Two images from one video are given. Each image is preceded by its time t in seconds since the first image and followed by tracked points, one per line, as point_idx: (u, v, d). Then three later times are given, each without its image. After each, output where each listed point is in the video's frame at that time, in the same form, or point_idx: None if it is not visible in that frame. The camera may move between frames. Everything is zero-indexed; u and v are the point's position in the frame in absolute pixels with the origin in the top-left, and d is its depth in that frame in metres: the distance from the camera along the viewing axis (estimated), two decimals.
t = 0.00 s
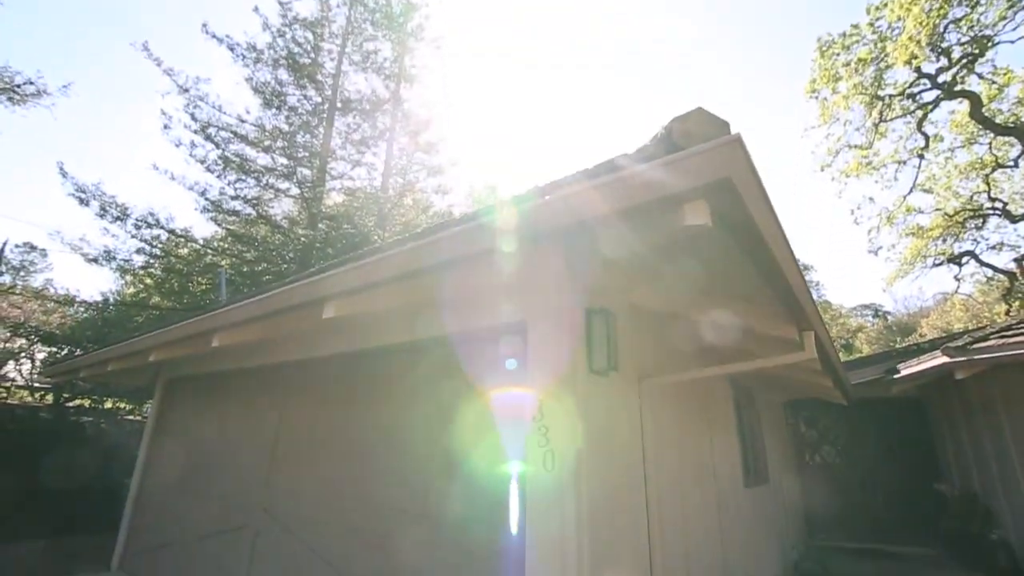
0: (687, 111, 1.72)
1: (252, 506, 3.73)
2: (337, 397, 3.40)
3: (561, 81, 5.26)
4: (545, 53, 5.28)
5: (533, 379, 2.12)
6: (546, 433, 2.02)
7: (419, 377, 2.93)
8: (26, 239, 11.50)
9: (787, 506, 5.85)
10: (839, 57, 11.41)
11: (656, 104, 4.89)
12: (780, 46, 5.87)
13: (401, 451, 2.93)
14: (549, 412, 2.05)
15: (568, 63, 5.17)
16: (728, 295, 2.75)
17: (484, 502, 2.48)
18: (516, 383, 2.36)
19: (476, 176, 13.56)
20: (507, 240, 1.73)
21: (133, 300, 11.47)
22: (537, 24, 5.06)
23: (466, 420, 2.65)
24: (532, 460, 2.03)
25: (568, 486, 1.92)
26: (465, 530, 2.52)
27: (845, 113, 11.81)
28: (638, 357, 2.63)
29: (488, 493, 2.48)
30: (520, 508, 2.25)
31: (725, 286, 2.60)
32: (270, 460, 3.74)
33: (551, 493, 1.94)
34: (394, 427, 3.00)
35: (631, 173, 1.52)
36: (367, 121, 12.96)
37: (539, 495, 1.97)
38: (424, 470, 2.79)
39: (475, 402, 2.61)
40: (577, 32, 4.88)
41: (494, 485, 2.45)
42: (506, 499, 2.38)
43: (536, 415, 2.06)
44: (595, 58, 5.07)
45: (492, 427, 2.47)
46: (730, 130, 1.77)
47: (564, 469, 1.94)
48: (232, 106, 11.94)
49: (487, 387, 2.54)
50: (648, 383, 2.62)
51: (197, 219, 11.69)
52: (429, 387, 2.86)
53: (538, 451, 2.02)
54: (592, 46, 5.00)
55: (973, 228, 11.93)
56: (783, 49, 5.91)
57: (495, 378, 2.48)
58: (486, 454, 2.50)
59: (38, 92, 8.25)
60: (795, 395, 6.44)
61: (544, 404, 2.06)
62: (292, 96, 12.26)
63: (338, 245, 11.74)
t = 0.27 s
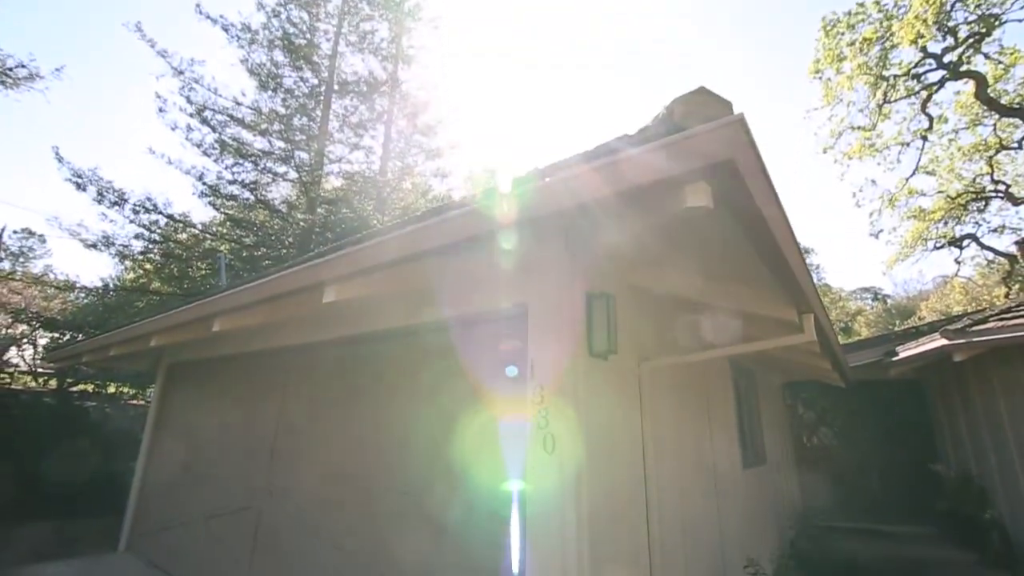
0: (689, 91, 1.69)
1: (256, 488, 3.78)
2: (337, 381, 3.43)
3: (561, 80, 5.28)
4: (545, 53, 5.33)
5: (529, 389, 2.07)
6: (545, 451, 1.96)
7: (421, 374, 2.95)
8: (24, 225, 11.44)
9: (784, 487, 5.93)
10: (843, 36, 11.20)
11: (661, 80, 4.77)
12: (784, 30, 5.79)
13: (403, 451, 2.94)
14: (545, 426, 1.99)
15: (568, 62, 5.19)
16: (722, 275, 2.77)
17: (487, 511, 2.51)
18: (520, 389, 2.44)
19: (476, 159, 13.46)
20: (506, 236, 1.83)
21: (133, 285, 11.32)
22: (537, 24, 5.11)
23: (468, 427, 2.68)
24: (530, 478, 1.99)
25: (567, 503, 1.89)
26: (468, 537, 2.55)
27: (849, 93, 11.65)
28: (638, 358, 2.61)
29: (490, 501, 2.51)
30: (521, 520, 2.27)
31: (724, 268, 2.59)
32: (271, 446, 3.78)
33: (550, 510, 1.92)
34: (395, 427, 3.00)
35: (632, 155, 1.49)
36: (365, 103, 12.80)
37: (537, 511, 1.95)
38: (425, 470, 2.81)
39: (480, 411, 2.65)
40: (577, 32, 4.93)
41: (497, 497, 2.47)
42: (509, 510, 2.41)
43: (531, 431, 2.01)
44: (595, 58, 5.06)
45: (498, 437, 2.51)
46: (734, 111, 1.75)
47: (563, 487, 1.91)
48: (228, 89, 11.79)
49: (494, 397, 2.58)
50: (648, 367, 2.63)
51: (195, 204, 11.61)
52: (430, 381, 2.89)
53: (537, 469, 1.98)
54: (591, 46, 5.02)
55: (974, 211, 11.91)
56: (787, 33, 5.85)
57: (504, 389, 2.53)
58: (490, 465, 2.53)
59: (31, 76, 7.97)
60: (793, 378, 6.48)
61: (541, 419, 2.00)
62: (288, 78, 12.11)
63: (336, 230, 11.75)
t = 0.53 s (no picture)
0: (693, 71, 1.67)
1: (261, 469, 3.82)
2: (339, 366, 3.44)
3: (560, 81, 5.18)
4: (545, 53, 5.27)
5: (529, 402, 2.06)
6: (547, 468, 1.96)
7: (421, 372, 2.96)
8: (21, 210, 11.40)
9: (780, 468, 6.02)
10: (849, 14, 10.92)
11: (663, 59, 4.65)
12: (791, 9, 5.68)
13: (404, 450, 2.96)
14: (545, 442, 1.99)
15: (568, 62, 5.10)
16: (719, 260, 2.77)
17: (488, 529, 2.54)
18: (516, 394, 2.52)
19: (474, 142, 13.35)
20: (508, 230, 2.02)
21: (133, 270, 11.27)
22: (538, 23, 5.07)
23: (469, 435, 2.69)
24: (530, 495, 1.99)
25: (567, 522, 1.89)
26: (468, 551, 2.58)
27: (853, 73, 11.47)
28: (637, 361, 2.60)
29: (493, 519, 2.54)
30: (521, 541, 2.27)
31: (727, 250, 2.58)
32: (274, 429, 3.82)
33: (550, 529, 1.92)
34: (394, 427, 3.02)
35: (638, 133, 1.48)
36: (362, 84, 12.60)
37: (537, 529, 1.95)
38: (426, 471, 2.82)
39: (484, 423, 2.66)
40: (577, 32, 4.87)
41: (500, 517, 2.50)
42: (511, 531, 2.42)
43: (531, 447, 2.00)
44: (596, 58, 4.89)
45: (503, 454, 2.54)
46: (737, 90, 1.72)
47: (564, 503, 1.92)
48: (222, 70, 11.61)
49: (496, 411, 2.60)
50: (647, 350, 2.65)
51: (192, 187, 11.52)
52: (430, 375, 2.92)
53: (537, 486, 1.98)
54: (592, 45, 4.90)
55: (977, 193, 11.86)
56: (793, 12, 5.73)
57: (506, 404, 2.57)
58: (493, 483, 2.55)
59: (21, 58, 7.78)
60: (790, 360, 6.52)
61: (540, 435, 2.00)
62: (284, 59, 11.93)
63: (336, 213, 11.66)
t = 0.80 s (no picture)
0: (696, 46, 1.64)
1: (265, 451, 3.87)
2: (341, 350, 3.46)
3: (556, 58, 5.15)
4: (542, 30, 5.15)
5: (530, 420, 2.04)
6: (546, 488, 1.95)
7: (419, 377, 2.97)
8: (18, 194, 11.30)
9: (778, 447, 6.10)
10: None
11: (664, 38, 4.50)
12: None
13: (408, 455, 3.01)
14: (546, 460, 1.97)
15: (565, 40, 5.00)
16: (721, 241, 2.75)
17: (488, 546, 2.53)
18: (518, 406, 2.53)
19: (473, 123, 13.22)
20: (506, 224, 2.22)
21: (132, 255, 11.18)
22: None
23: (472, 449, 2.70)
24: (529, 512, 1.97)
25: (568, 541, 1.88)
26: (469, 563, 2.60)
27: (858, 51, 11.29)
28: (638, 374, 2.58)
29: (493, 537, 2.52)
30: (520, 563, 2.24)
31: (728, 232, 2.57)
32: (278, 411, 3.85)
33: (550, 548, 1.91)
34: (395, 425, 3.04)
35: (639, 112, 1.47)
36: (360, 64, 12.40)
37: (538, 547, 1.95)
38: (429, 475, 2.84)
39: (487, 437, 2.65)
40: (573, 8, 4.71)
41: (500, 536, 2.47)
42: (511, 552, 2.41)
43: (532, 465, 1.99)
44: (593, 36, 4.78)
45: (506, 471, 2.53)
46: (741, 66, 1.69)
47: (565, 521, 1.91)
48: (216, 51, 11.43)
49: (497, 428, 2.59)
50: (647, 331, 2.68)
51: (189, 169, 11.41)
52: (429, 380, 2.93)
53: (537, 504, 1.96)
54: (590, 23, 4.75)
55: (980, 172, 11.77)
56: None
57: (508, 421, 2.56)
58: (495, 499, 2.54)
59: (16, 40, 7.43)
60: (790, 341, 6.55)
61: (541, 452, 1.98)
62: (278, 38, 11.73)
63: (335, 196, 11.60)
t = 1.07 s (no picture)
0: (698, 22, 1.61)
1: (267, 433, 3.91)
2: (341, 335, 3.47)
3: (556, 48, 4.96)
4: (542, 21, 4.98)
5: (530, 432, 2.03)
6: (546, 503, 1.95)
7: (419, 375, 2.98)
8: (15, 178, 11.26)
9: (775, 428, 6.16)
10: None
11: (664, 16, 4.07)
12: None
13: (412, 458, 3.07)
14: (546, 474, 1.97)
15: (562, 31, 4.79)
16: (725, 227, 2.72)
17: (488, 558, 2.53)
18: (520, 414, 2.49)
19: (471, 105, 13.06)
20: (505, 219, 2.27)
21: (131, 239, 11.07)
22: None
23: (474, 462, 2.66)
24: (528, 527, 1.97)
25: (568, 556, 1.89)
26: None
27: (864, 28, 11.10)
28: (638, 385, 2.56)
29: (494, 553, 2.51)
30: None
31: (729, 216, 2.55)
32: (280, 393, 3.88)
33: (550, 565, 1.91)
34: (395, 421, 3.05)
35: (637, 92, 1.46)
36: (356, 44, 12.20)
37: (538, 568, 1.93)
38: (431, 480, 2.83)
39: (488, 449, 2.61)
40: None
41: (500, 555, 2.46)
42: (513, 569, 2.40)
43: (531, 479, 1.98)
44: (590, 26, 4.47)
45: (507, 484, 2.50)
46: (745, 41, 1.64)
47: (564, 535, 1.92)
48: (210, 31, 11.22)
49: (498, 439, 2.57)
50: (646, 315, 2.69)
51: (185, 152, 11.30)
52: (430, 381, 2.91)
53: (537, 520, 1.95)
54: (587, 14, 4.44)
55: (984, 153, 11.63)
56: None
57: (509, 432, 2.54)
58: (496, 512, 2.52)
59: None
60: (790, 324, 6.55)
61: (540, 466, 1.97)
62: (273, 17, 11.51)
63: (332, 178, 11.47)
